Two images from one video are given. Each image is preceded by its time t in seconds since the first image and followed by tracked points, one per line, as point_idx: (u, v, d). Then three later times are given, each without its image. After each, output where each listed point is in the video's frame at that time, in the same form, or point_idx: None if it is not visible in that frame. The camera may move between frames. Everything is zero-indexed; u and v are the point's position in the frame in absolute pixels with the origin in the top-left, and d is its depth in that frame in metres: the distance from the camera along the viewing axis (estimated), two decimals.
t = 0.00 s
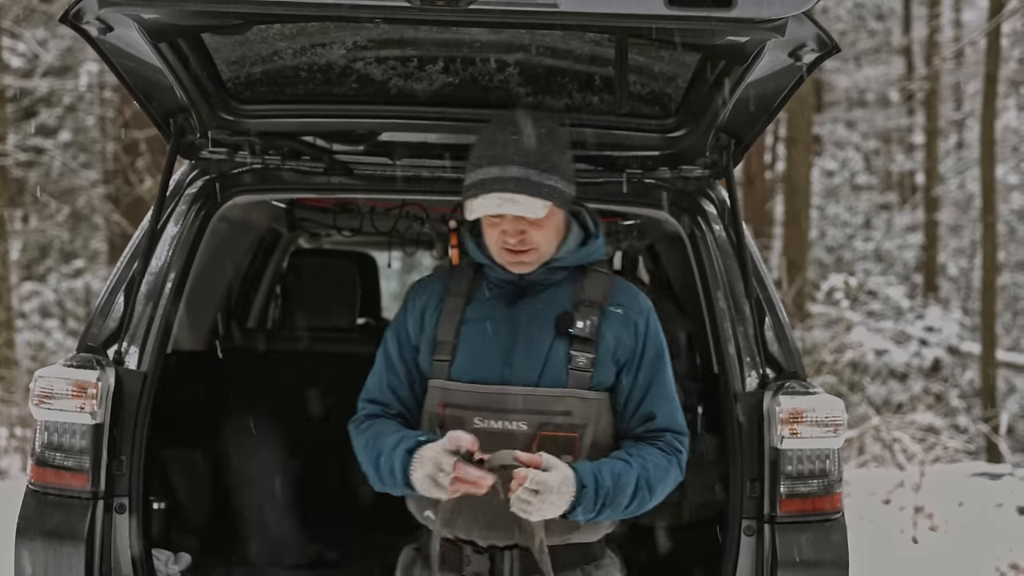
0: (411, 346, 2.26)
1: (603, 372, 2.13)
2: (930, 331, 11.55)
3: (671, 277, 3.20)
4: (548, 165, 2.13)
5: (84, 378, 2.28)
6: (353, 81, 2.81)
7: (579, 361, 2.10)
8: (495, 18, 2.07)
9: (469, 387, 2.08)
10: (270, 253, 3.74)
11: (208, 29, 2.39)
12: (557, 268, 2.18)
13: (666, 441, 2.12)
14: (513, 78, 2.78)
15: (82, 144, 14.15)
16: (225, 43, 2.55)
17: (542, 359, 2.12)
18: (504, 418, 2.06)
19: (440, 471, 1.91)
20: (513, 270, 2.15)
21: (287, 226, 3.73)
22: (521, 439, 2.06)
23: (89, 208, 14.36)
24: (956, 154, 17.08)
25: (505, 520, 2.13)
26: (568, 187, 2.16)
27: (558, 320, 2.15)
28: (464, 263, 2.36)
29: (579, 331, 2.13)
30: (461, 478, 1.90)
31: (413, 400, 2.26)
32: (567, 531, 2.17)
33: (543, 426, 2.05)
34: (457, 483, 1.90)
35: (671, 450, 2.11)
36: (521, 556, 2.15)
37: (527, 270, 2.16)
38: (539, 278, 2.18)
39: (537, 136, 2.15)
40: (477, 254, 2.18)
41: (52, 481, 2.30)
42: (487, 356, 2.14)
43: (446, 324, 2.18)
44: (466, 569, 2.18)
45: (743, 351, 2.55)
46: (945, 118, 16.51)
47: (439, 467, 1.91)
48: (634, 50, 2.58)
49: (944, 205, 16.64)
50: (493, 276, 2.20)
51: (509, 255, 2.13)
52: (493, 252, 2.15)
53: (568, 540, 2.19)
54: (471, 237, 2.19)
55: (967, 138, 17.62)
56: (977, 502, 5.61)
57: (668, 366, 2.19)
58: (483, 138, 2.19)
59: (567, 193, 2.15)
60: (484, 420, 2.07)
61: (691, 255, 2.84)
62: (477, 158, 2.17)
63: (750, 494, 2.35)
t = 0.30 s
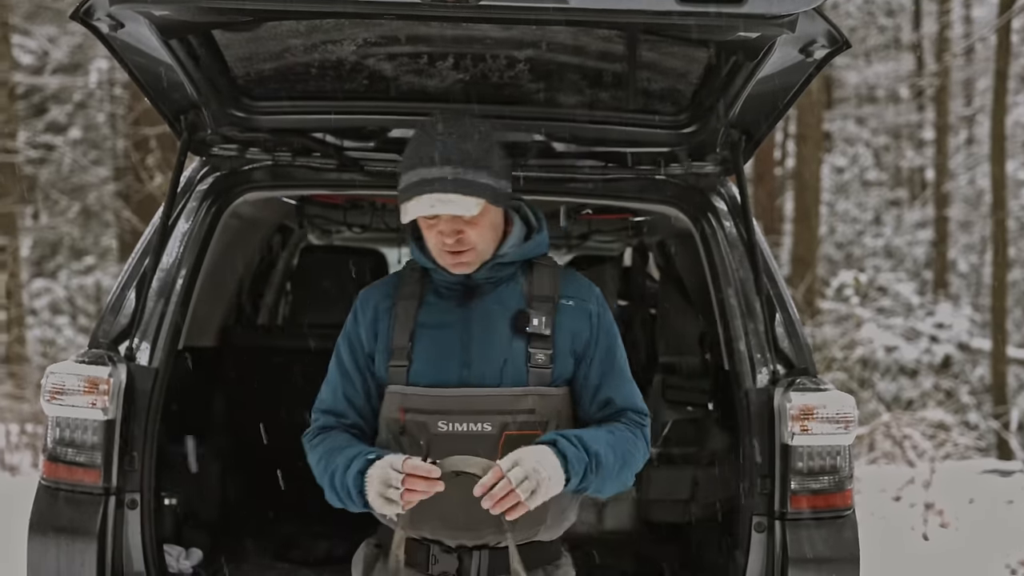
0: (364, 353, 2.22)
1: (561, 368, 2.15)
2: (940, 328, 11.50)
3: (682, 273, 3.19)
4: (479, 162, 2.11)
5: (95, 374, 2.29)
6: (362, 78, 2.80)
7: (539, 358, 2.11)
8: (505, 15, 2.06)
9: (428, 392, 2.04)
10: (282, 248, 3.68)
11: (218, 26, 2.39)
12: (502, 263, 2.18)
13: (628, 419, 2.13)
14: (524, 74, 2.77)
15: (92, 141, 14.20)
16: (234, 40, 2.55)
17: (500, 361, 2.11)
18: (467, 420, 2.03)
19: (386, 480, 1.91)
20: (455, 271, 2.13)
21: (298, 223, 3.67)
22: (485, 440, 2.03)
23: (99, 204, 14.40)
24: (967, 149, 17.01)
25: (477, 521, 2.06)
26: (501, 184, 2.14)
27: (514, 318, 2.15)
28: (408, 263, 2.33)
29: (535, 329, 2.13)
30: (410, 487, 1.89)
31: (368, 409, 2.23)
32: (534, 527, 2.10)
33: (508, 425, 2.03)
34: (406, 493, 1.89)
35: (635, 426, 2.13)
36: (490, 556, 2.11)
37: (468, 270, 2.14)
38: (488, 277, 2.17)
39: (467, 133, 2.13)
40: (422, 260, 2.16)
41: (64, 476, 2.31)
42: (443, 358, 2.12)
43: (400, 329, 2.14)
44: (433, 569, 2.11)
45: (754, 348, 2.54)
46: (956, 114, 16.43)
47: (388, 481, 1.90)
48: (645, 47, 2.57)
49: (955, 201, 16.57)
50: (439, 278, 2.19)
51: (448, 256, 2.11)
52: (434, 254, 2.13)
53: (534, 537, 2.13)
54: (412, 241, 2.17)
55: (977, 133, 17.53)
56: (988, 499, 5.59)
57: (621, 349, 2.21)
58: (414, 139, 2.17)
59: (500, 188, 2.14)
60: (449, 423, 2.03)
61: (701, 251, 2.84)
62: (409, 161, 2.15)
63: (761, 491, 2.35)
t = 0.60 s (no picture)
0: (359, 346, 2.18)
1: (555, 357, 2.12)
2: (962, 326, 11.40)
3: (702, 272, 3.18)
4: (464, 149, 2.09)
5: (118, 370, 2.31)
6: (383, 74, 2.81)
7: (533, 347, 2.08)
8: (527, 10, 2.06)
9: (425, 382, 2.03)
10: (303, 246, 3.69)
11: (240, 23, 2.39)
12: (493, 253, 2.14)
13: (626, 399, 2.08)
14: (545, 70, 2.76)
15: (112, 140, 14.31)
16: (256, 37, 2.56)
17: (496, 349, 2.10)
18: (464, 411, 2.01)
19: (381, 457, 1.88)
20: (447, 260, 2.09)
21: (319, 219, 3.68)
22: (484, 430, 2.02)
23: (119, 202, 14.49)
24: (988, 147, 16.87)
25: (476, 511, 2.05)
26: (487, 171, 2.12)
27: (507, 308, 2.13)
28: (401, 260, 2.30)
29: (529, 317, 2.09)
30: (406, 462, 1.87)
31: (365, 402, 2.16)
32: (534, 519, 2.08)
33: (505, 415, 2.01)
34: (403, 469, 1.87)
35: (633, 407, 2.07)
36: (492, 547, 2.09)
37: (459, 259, 2.10)
38: (479, 267, 2.14)
39: (451, 121, 2.11)
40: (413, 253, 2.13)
41: (87, 472, 2.33)
42: (438, 349, 2.10)
43: (394, 323, 2.10)
44: (436, 563, 2.10)
45: (775, 345, 2.53)
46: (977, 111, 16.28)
47: (383, 456, 1.87)
48: (667, 42, 2.56)
49: (976, 199, 16.43)
50: (433, 271, 2.15)
51: (438, 245, 2.06)
52: (423, 244, 2.09)
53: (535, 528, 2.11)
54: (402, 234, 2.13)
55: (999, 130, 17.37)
56: (1008, 498, 5.54)
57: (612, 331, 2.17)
58: (399, 131, 2.15)
59: (485, 174, 2.12)
60: (446, 414, 2.01)
61: (723, 249, 2.83)
62: (396, 151, 2.13)
63: (783, 488, 2.34)
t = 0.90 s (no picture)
0: (365, 341, 2.18)
1: (561, 352, 2.13)
2: (971, 321, 11.37)
3: (713, 267, 3.18)
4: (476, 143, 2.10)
5: (130, 364, 2.32)
6: (394, 69, 2.83)
7: (538, 342, 2.08)
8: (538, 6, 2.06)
9: (431, 378, 2.03)
10: (313, 241, 3.69)
11: (251, 18, 2.40)
12: (500, 249, 2.13)
13: (636, 392, 2.09)
14: (555, 66, 2.76)
15: (121, 135, 14.32)
16: (267, 32, 2.56)
17: (501, 347, 2.09)
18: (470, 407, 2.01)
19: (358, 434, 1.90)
20: (455, 255, 2.09)
21: (330, 215, 3.68)
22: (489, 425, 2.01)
23: (128, 197, 14.51)
24: (997, 142, 16.80)
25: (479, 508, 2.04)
26: (498, 167, 2.13)
27: (512, 304, 2.12)
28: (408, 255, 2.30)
29: (535, 314, 2.09)
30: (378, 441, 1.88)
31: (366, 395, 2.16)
32: (539, 513, 2.07)
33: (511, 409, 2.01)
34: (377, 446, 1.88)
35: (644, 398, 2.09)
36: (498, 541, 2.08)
37: (467, 253, 2.10)
38: (483, 262, 2.13)
39: (465, 116, 2.12)
40: (420, 249, 2.13)
41: (99, 467, 2.34)
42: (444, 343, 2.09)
43: (400, 318, 2.10)
44: (441, 558, 2.09)
45: (786, 339, 2.53)
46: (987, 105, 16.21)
47: (358, 433, 1.89)
48: (678, 37, 2.56)
49: (985, 193, 16.38)
50: (439, 267, 2.15)
51: (447, 239, 2.06)
52: (431, 237, 2.09)
53: (540, 523, 2.10)
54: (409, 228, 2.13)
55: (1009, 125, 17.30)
56: (1017, 493, 5.54)
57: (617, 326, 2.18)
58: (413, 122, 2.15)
59: (497, 170, 2.12)
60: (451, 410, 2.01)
61: (733, 244, 2.82)
62: (407, 144, 2.13)
63: (793, 483, 2.33)
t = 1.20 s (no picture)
0: (364, 344, 2.17)
1: (563, 351, 2.10)
2: (970, 322, 11.37)
3: (713, 267, 3.19)
4: (483, 148, 2.09)
5: (131, 365, 2.31)
6: (396, 70, 2.82)
7: (539, 343, 2.07)
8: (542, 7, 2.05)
9: (433, 379, 2.02)
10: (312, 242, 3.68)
11: (252, 18, 2.39)
12: (503, 250, 2.13)
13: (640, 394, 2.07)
14: (557, 66, 2.76)
15: (120, 135, 14.30)
16: (269, 32, 2.56)
17: (503, 348, 2.09)
18: (472, 407, 2.01)
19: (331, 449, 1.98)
20: (454, 255, 2.09)
21: (330, 216, 3.68)
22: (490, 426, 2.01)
23: (127, 197, 14.51)
24: (997, 142, 16.81)
25: (483, 508, 2.04)
26: (505, 172, 2.12)
27: (514, 306, 2.12)
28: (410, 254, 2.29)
29: (536, 316, 2.09)
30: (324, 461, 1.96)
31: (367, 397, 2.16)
32: (541, 513, 2.08)
33: (512, 411, 2.02)
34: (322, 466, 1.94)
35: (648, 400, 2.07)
36: (500, 543, 2.08)
37: (467, 254, 2.10)
38: (484, 264, 2.13)
39: (476, 118, 2.11)
40: (421, 248, 2.11)
41: (100, 468, 2.33)
42: (446, 343, 2.09)
43: (401, 319, 2.10)
44: (443, 559, 2.09)
45: (788, 340, 2.52)
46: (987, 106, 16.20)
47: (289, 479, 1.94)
48: (680, 38, 2.56)
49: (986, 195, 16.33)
50: (440, 268, 2.14)
51: (448, 239, 2.07)
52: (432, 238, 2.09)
53: (542, 523, 2.11)
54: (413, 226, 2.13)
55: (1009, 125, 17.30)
56: (1017, 493, 5.54)
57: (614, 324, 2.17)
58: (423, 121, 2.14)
59: (504, 176, 2.11)
60: (453, 411, 2.01)
61: (735, 244, 2.83)
62: (417, 141, 2.12)
63: (795, 484, 2.33)
